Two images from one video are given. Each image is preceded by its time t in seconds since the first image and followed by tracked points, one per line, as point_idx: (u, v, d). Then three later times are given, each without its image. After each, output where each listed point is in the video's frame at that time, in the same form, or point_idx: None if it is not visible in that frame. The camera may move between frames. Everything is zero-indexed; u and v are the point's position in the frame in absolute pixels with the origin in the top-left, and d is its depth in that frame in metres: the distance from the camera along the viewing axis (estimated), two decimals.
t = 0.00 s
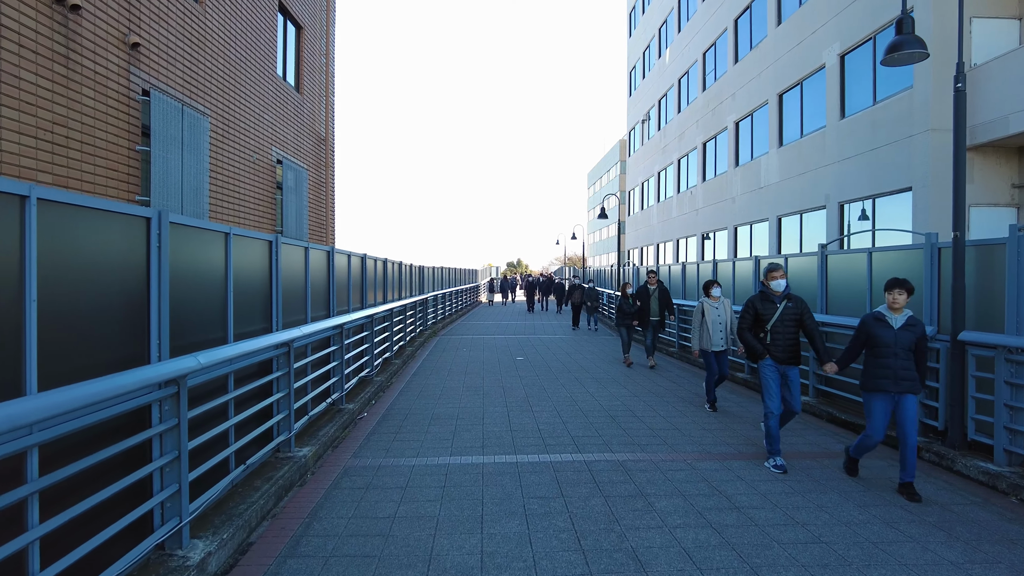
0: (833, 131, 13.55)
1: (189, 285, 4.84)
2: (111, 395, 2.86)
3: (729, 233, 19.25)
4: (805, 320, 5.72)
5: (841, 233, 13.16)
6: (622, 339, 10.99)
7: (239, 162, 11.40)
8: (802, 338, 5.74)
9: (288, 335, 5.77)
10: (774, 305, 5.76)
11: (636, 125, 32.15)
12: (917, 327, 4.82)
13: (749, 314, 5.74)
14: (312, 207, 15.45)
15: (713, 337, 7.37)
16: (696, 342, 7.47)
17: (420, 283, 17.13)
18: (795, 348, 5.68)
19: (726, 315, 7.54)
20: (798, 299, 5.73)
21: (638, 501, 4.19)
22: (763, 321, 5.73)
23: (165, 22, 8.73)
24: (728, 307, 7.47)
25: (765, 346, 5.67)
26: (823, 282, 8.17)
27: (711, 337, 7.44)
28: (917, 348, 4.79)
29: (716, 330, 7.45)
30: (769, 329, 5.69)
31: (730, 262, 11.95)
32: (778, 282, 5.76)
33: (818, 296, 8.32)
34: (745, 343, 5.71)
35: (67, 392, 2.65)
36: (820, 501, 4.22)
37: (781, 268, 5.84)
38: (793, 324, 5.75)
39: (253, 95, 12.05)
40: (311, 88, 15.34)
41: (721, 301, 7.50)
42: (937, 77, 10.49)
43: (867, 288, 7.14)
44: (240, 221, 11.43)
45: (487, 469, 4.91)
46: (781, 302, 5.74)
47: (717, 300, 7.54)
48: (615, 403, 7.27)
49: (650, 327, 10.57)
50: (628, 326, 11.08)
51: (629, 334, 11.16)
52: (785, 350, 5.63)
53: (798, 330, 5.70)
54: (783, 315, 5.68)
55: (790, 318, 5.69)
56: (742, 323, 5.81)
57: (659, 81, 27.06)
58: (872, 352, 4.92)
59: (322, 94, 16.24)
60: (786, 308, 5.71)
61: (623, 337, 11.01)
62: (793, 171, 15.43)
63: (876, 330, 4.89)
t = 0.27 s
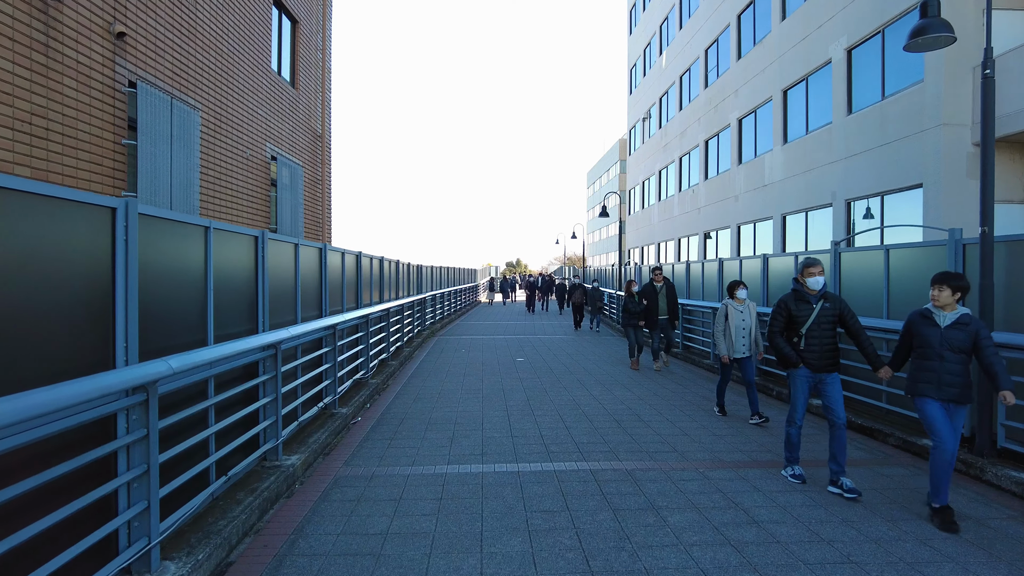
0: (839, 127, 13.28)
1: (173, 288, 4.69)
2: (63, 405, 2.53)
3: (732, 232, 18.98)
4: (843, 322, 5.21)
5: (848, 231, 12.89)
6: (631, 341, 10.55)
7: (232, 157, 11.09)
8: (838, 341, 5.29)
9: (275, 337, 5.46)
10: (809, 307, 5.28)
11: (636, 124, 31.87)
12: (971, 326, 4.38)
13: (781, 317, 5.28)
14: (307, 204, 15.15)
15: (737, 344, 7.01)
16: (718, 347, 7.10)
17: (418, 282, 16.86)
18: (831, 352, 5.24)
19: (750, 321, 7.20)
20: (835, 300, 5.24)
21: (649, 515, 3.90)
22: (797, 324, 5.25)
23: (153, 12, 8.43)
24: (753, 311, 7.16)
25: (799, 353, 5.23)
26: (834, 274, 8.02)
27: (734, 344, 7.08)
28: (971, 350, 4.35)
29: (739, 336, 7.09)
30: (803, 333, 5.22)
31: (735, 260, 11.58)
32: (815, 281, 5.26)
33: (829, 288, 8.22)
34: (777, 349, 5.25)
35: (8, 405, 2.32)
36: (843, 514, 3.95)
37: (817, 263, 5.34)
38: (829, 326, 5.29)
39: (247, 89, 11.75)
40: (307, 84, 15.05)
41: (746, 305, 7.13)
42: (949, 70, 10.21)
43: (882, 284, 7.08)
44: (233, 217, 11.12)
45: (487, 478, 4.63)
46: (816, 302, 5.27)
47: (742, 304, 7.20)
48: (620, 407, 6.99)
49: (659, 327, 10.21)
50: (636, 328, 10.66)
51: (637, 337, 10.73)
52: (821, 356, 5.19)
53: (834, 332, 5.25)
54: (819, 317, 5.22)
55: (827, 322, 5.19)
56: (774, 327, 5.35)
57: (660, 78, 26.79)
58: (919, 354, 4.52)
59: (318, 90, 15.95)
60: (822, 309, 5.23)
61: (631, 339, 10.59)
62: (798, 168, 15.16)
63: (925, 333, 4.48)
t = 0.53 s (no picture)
0: (847, 124, 12.96)
1: (153, 291, 4.54)
2: None
3: (735, 231, 18.68)
4: (905, 333, 4.27)
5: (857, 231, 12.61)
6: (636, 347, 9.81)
7: (222, 154, 10.74)
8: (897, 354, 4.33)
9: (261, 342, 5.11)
10: (865, 313, 4.31)
11: (636, 122, 31.58)
12: None
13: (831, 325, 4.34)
14: (301, 203, 14.80)
15: (769, 350, 6.04)
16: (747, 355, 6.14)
17: (416, 282, 16.54)
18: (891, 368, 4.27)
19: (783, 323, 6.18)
20: (896, 305, 4.30)
21: (665, 539, 3.59)
22: (851, 333, 4.28)
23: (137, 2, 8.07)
24: (786, 313, 6.15)
25: (854, 368, 4.23)
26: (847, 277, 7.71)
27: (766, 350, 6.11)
28: None
29: (772, 341, 6.09)
30: (859, 344, 4.25)
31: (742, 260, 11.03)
32: (873, 281, 4.30)
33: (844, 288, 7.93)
34: (826, 363, 4.29)
35: None
36: (877, 538, 3.64)
37: (877, 261, 4.36)
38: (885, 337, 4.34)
39: (238, 84, 11.41)
40: (301, 80, 14.72)
41: (779, 305, 6.10)
42: (963, 65, 9.90)
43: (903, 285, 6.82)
44: (224, 215, 10.78)
45: (487, 496, 4.32)
46: (874, 308, 4.30)
47: (774, 304, 6.17)
48: (626, 415, 6.66)
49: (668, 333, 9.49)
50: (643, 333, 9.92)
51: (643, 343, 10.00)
52: (881, 371, 4.22)
53: (896, 344, 4.27)
54: (877, 325, 4.25)
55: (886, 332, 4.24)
56: (822, 336, 4.38)
57: (661, 76, 26.49)
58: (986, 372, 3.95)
59: (313, 87, 15.63)
60: (881, 316, 4.27)
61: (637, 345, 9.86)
62: (803, 167, 14.88)
63: (988, 345, 3.95)
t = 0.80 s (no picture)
0: (854, 118, 12.68)
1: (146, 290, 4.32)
2: None
3: (738, 229, 18.37)
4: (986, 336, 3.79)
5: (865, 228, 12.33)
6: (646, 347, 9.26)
7: (213, 147, 10.41)
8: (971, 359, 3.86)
9: (244, 343, 4.77)
10: (935, 311, 3.87)
11: (637, 119, 31.27)
12: None
13: (896, 325, 3.93)
14: (296, 199, 14.46)
15: (799, 356, 5.61)
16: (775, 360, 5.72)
17: (415, 281, 16.26)
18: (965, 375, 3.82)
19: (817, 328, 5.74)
20: (974, 303, 3.83)
21: (681, 557, 3.29)
22: (917, 334, 3.87)
23: None
24: (822, 318, 5.68)
25: (920, 375, 3.82)
26: (867, 278, 7.20)
27: (796, 356, 5.68)
28: None
29: (803, 346, 5.65)
30: (925, 347, 3.84)
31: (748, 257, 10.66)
32: (946, 275, 3.84)
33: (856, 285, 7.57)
34: (886, 366, 3.89)
35: None
36: (910, 555, 3.36)
37: (955, 252, 3.87)
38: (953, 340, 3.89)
39: (231, 77, 11.11)
40: (296, 74, 14.41)
41: (812, 308, 5.69)
42: (977, 56, 9.61)
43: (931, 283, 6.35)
44: (215, 210, 10.44)
45: (487, 508, 4.00)
46: (947, 308, 3.85)
47: (808, 306, 5.77)
48: (632, 418, 6.35)
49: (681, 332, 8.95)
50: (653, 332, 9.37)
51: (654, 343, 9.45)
52: (951, 379, 3.78)
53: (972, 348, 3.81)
54: (949, 326, 3.81)
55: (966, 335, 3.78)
56: (884, 336, 3.97)
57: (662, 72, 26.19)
58: None
59: (308, 81, 15.32)
60: (954, 316, 3.82)
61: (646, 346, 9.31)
62: (808, 162, 14.61)
63: None
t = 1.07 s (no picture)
0: (862, 115, 12.40)
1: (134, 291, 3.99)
2: None
3: (741, 228, 18.10)
4: None
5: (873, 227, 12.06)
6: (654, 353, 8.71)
7: (204, 143, 10.10)
8: None
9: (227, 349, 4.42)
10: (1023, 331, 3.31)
11: (638, 118, 30.99)
12: None
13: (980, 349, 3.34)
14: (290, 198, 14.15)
15: (835, 368, 5.06)
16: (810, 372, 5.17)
17: (413, 281, 15.97)
18: None
19: (855, 334, 5.17)
20: None
21: None
22: (1004, 358, 3.30)
23: None
24: (862, 321, 5.08)
25: (1013, 408, 3.26)
26: (883, 279, 6.88)
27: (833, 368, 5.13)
28: None
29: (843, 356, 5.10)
30: (1016, 374, 3.28)
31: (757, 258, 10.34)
32: None
33: (870, 288, 7.29)
34: (967, 398, 3.32)
35: None
36: None
37: None
38: None
39: (223, 71, 10.80)
40: (290, 69, 14.10)
41: (851, 311, 5.11)
42: (992, 50, 9.33)
43: (951, 286, 6.02)
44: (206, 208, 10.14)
45: (488, 530, 3.70)
46: None
47: (844, 309, 5.18)
48: (640, 426, 6.06)
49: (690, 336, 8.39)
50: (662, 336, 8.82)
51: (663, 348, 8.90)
52: None
53: None
54: None
55: None
56: (964, 363, 3.37)
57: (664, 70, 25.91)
58: None
59: (303, 77, 15.00)
60: None
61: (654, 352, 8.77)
62: (813, 160, 14.34)
63: None
